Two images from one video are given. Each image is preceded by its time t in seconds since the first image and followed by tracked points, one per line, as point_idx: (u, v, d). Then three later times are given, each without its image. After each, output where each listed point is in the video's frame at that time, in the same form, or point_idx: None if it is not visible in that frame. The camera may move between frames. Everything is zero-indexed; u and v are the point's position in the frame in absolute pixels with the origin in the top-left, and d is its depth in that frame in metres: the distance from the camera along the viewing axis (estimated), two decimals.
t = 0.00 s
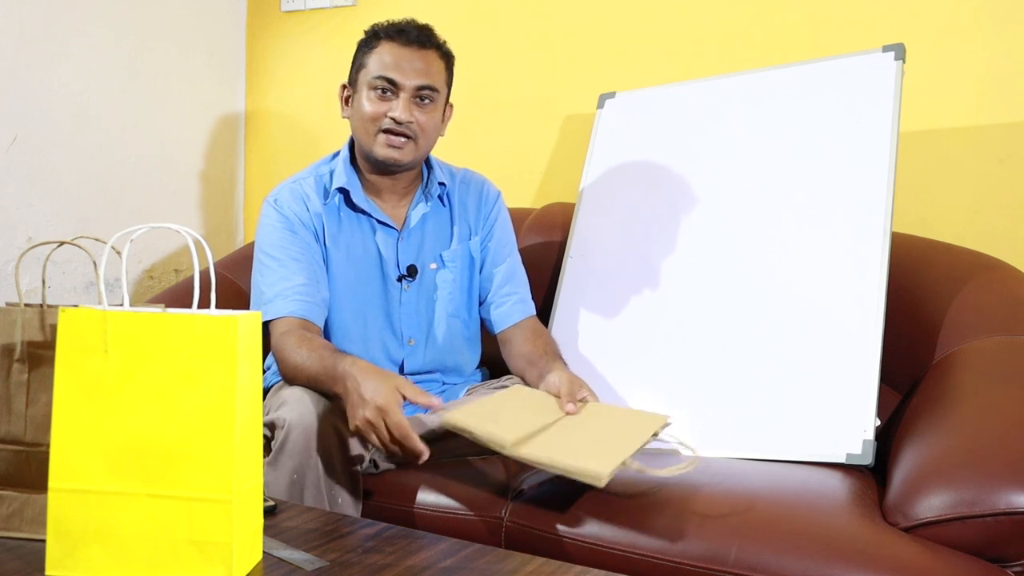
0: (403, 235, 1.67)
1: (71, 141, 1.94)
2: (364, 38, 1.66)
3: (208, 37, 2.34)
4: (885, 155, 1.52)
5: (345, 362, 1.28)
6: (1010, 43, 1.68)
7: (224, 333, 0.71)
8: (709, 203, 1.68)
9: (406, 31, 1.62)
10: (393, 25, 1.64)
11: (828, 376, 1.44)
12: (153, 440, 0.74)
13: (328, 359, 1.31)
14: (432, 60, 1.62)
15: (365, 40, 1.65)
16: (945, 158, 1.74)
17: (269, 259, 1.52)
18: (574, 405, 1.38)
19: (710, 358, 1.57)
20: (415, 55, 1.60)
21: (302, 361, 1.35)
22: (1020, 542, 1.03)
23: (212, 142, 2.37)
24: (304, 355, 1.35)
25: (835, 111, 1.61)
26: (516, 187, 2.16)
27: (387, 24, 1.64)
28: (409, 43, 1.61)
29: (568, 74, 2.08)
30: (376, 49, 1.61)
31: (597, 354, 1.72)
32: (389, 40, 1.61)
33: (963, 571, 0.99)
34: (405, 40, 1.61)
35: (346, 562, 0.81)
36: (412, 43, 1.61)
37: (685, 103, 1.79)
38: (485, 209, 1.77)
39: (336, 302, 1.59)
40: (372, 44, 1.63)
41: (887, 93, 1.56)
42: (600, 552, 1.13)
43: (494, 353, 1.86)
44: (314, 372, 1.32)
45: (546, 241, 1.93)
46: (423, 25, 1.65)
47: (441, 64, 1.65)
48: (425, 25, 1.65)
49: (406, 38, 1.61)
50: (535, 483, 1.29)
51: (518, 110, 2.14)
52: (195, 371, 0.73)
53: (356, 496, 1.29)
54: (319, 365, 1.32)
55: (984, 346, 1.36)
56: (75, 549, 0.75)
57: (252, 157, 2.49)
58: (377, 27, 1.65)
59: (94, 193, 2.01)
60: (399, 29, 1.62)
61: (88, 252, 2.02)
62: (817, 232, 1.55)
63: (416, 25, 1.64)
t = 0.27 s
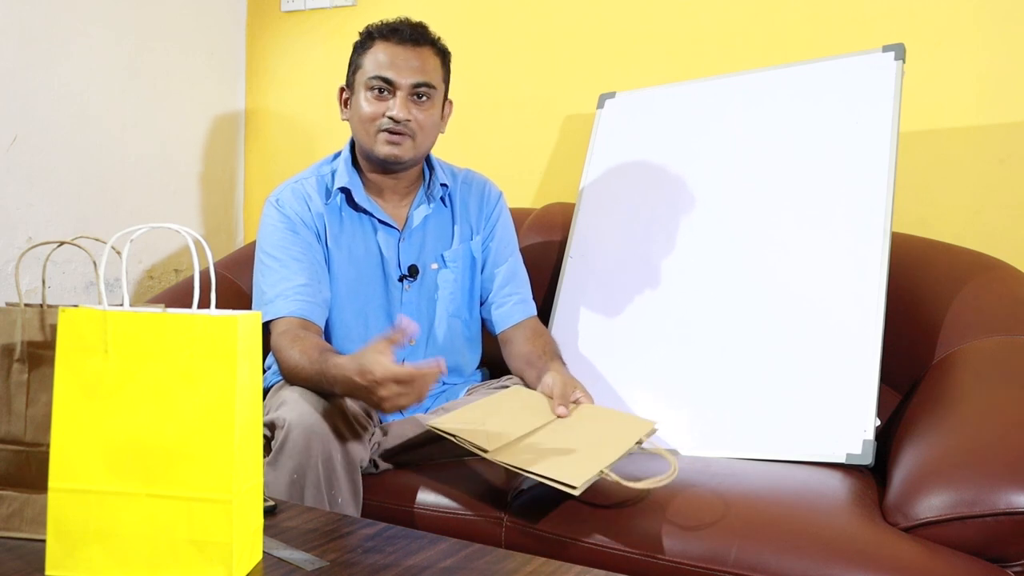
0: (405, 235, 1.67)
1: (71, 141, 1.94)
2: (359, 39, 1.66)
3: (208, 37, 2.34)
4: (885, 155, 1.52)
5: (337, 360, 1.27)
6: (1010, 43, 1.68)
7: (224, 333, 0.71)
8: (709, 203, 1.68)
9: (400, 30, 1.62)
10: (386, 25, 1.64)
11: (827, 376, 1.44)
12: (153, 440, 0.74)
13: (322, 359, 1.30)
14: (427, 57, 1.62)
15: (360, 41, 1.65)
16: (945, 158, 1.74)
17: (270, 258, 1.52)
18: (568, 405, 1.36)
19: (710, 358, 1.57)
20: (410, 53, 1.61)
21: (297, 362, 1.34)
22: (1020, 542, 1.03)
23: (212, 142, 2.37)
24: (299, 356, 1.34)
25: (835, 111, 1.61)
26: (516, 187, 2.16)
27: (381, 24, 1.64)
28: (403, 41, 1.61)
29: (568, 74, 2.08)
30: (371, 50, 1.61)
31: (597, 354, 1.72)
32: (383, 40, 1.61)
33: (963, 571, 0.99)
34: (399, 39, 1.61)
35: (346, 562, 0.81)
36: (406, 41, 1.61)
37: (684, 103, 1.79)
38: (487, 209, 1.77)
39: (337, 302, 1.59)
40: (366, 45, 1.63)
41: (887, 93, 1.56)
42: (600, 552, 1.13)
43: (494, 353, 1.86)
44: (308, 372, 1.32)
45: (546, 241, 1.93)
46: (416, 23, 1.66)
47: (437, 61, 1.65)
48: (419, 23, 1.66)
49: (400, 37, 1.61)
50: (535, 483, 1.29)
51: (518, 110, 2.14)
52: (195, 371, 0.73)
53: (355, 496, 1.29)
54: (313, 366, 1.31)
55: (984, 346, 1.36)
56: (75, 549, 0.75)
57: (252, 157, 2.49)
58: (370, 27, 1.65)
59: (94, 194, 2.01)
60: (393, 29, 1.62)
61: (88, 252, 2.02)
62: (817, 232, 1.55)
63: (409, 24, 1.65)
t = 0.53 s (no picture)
0: (405, 235, 1.67)
1: (71, 141, 1.94)
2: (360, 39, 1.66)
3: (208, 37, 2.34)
4: (885, 155, 1.52)
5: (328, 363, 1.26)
6: (1010, 43, 1.68)
7: (224, 333, 0.71)
8: (709, 203, 1.68)
9: (403, 30, 1.62)
10: (389, 25, 1.64)
11: (828, 376, 1.44)
12: (153, 440, 0.74)
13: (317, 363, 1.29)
14: (429, 59, 1.62)
15: (362, 41, 1.65)
16: (945, 158, 1.74)
17: (270, 258, 1.52)
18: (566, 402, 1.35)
19: (710, 358, 1.57)
20: (413, 54, 1.60)
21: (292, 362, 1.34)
22: (1020, 542, 1.03)
23: (212, 142, 2.37)
24: (294, 355, 1.34)
25: (835, 111, 1.61)
26: (516, 186, 2.16)
27: (383, 24, 1.64)
28: (405, 42, 1.61)
29: (568, 74, 2.08)
30: (373, 50, 1.61)
31: (597, 354, 1.72)
32: (385, 41, 1.61)
33: (963, 571, 0.99)
34: (401, 40, 1.61)
35: (346, 562, 0.81)
36: (409, 42, 1.61)
37: (684, 103, 1.79)
38: (487, 209, 1.77)
39: (337, 301, 1.59)
40: (368, 45, 1.63)
41: (887, 93, 1.56)
42: (601, 552, 1.13)
43: (494, 353, 1.86)
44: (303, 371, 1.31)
45: (546, 241, 1.93)
46: (419, 24, 1.65)
47: (439, 62, 1.65)
48: (421, 24, 1.65)
49: (402, 37, 1.61)
50: (535, 483, 1.29)
51: (518, 110, 2.14)
52: (195, 371, 0.73)
53: (355, 496, 1.29)
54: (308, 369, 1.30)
55: (984, 346, 1.36)
56: (75, 549, 0.75)
57: (252, 157, 2.49)
58: (373, 27, 1.65)
59: (94, 193, 2.01)
60: (395, 29, 1.62)
61: (88, 252, 2.02)
62: (817, 232, 1.55)
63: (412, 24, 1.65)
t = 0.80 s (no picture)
0: (405, 235, 1.67)
1: (71, 141, 1.94)
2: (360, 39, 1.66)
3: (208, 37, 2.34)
4: (885, 155, 1.52)
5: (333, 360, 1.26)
6: (1010, 43, 1.68)
7: (224, 333, 0.71)
8: (709, 203, 1.68)
9: (404, 31, 1.62)
10: (389, 25, 1.64)
11: (828, 376, 1.44)
12: (153, 440, 0.74)
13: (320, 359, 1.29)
14: (429, 59, 1.62)
15: (363, 41, 1.65)
16: (945, 158, 1.74)
17: (270, 258, 1.52)
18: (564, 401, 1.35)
19: (710, 358, 1.57)
20: (413, 54, 1.60)
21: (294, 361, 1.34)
22: (1020, 542, 1.03)
23: (212, 142, 2.37)
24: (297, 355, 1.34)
25: (835, 111, 1.61)
26: (516, 186, 2.16)
27: (384, 24, 1.64)
28: (406, 42, 1.61)
29: (568, 74, 2.08)
30: (374, 50, 1.61)
31: (597, 353, 1.72)
32: (386, 41, 1.61)
33: (963, 571, 0.99)
34: (401, 40, 1.61)
35: (346, 562, 0.82)
36: (410, 43, 1.61)
37: (684, 103, 1.79)
38: (487, 209, 1.77)
39: (337, 301, 1.59)
40: (369, 46, 1.63)
41: (887, 93, 1.56)
42: (601, 552, 1.13)
43: (494, 353, 1.86)
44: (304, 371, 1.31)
45: (546, 241, 1.93)
46: (419, 24, 1.65)
47: (439, 62, 1.65)
48: (422, 24, 1.65)
49: (403, 37, 1.61)
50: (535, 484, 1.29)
51: (518, 110, 2.14)
52: (195, 371, 0.73)
53: (355, 497, 1.29)
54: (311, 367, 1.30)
55: (984, 346, 1.36)
56: (75, 549, 0.75)
57: (252, 157, 2.49)
58: (373, 27, 1.65)
59: (94, 193, 2.01)
60: (396, 29, 1.62)
61: (88, 252, 2.02)
62: (817, 232, 1.55)
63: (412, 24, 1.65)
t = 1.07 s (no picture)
0: (404, 235, 1.67)
1: (71, 141, 1.94)
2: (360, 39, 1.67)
3: (208, 38, 2.34)
4: (885, 155, 1.52)
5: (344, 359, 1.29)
6: (1010, 43, 1.68)
7: (224, 333, 0.71)
8: (709, 202, 1.68)
9: (402, 30, 1.62)
10: (388, 24, 1.64)
11: (827, 377, 1.44)
12: (153, 440, 0.74)
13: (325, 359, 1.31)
14: (428, 57, 1.62)
15: (362, 41, 1.66)
16: (945, 158, 1.74)
17: (270, 258, 1.52)
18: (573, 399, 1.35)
19: (710, 358, 1.57)
20: (411, 53, 1.61)
21: (297, 361, 1.34)
22: (1020, 542, 1.03)
23: (212, 142, 2.37)
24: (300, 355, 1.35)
25: (835, 111, 1.61)
26: (516, 186, 2.16)
27: (382, 24, 1.64)
28: (404, 41, 1.61)
29: (568, 74, 2.08)
30: (373, 50, 1.62)
31: (597, 354, 1.72)
32: (384, 40, 1.62)
33: (963, 571, 0.99)
34: (400, 39, 1.61)
35: (346, 562, 0.82)
36: (407, 41, 1.61)
37: (685, 103, 1.79)
38: (487, 209, 1.77)
39: (337, 302, 1.59)
40: (367, 45, 1.63)
41: (887, 93, 1.56)
42: (600, 552, 1.13)
43: (494, 353, 1.86)
44: (310, 370, 1.33)
45: (546, 241, 1.93)
46: (418, 23, 1.66)
47: (438, 61, 1.65)
48: (420, 23, 1.66)
49: (401, 37, 1.61)
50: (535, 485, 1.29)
51: (518, 110, 2.14)
52: (195, 371, 0.73)
53: (355, 497, 1.29)
54: (316, 365, 1.32)
55: (984, 346, 1.36)
56: (75, 549, 0.75)
57: (252, 157, 2.49)
58: (372, 27, 1.65)
59: (94, 193, 2.01)
60: (394, 28, 1.62)
61: (88, 252, 2.02)
62: (817, 232, 1.55)
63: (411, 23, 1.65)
